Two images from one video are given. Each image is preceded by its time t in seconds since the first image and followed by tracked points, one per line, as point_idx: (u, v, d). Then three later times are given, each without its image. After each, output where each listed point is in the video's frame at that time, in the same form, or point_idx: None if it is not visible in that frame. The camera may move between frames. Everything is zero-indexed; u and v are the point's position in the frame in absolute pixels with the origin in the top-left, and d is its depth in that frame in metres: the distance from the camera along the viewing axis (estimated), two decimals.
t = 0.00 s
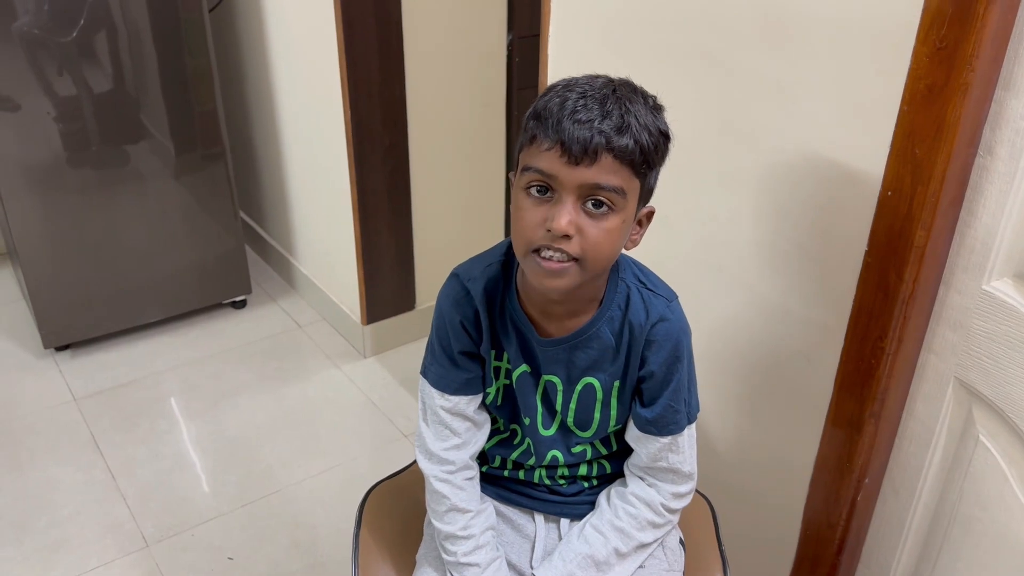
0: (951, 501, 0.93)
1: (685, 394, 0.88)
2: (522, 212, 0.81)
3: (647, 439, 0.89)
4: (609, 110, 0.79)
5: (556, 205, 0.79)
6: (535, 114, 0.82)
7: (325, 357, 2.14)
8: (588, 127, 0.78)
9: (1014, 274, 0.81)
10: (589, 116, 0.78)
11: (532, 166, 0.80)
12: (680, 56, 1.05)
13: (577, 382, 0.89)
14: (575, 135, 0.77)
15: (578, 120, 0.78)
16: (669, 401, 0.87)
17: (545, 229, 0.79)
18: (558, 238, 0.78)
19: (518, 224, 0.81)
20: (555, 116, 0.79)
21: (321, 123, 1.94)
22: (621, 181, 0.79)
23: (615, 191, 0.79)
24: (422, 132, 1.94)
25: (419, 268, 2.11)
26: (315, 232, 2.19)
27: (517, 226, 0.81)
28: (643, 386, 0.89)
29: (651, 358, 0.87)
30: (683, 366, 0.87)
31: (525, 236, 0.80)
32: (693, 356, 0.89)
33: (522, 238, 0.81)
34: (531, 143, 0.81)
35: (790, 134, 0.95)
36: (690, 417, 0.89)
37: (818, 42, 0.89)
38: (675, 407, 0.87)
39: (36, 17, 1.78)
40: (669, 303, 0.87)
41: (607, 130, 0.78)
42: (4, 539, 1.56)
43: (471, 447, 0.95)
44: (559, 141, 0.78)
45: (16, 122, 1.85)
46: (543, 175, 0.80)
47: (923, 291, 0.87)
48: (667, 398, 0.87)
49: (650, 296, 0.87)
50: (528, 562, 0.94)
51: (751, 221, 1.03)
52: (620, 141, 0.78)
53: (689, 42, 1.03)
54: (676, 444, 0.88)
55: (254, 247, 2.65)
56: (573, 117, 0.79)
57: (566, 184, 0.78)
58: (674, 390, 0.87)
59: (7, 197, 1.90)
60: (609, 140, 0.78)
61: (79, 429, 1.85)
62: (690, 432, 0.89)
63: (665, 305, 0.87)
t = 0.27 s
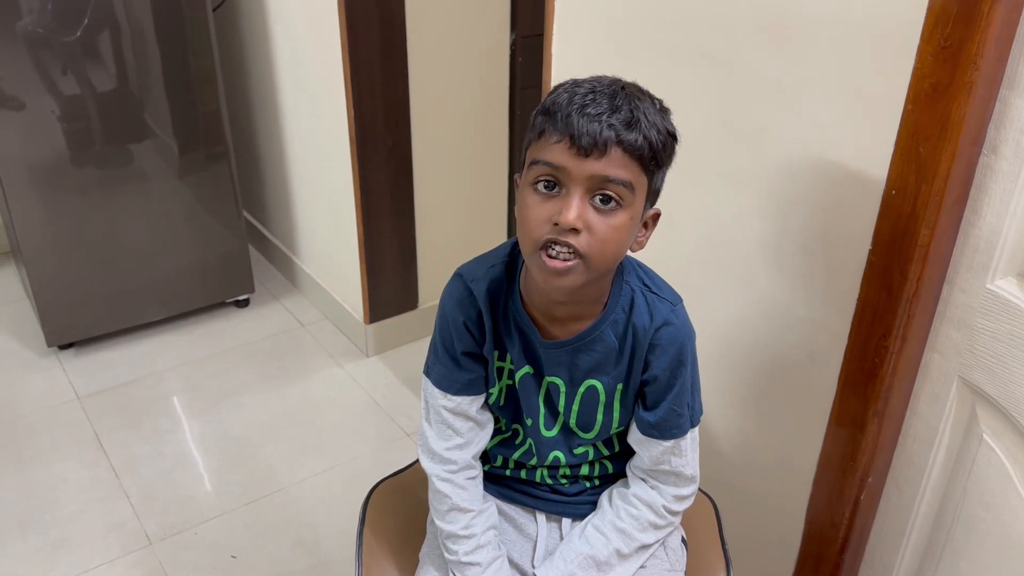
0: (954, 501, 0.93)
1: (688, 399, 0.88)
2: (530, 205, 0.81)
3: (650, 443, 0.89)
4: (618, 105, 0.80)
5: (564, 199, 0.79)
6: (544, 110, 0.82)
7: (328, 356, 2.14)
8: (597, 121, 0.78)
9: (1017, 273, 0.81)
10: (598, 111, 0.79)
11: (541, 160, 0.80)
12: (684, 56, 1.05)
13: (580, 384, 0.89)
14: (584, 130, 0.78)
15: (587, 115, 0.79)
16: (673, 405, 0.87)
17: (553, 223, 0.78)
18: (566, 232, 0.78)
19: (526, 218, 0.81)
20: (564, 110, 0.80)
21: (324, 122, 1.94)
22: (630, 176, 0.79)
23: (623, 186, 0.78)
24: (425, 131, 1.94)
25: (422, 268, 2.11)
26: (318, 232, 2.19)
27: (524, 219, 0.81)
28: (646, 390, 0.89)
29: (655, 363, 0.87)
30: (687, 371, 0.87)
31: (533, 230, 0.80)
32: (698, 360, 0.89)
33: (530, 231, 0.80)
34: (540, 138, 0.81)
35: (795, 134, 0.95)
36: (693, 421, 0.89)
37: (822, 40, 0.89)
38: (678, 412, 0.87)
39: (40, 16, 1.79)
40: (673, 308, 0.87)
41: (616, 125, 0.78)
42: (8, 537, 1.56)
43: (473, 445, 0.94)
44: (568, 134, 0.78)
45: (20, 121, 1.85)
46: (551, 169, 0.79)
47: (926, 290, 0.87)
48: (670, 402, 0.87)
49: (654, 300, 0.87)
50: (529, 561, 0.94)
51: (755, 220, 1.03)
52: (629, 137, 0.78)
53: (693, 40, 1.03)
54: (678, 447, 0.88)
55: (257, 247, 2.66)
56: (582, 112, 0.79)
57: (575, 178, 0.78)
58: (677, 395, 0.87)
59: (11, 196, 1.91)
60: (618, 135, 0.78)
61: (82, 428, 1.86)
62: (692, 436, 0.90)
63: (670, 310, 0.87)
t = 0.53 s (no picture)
0: (953, 500, 0.94)
1: (692, 400, 0.88)
2: (533, 205, 0.80)
3: (652, 444, 0.90)
4: (620, 104, 0.80)
5: (567, 198, 0.79)
6: (547, 110, 0.83)
7: (328, 356, 2.15)
8: (599, 120, 0.78)
9: (1017, 272, 0.81)
10: (600, 110, 0.79)
11: (543, 159, 0.80)
12: (685, 56, 1.05)
13: (583, 385, 0.90)
14: (587, 129, 0.78)
15: (590, 114, 0.79)
16: (676, 406, 0.87)
17: (555, 223, 0.78)
18: (568, 232, 0.77)
19: (528, 218, 0.80)
20: (567, 110, 0.80)
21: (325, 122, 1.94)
22: (632, 175, 0.79)
23: (625, 185, 0.78)
24: (426, 131, 1.94)
25: (422, 267, 2.11)
26: (319, 231, 2.19)
27: (527, 219, 0.81)
28: (649, 391, 0.89)
29: (659, 364, 0.87)
30: (691, 372, 0.87)
31: (535, 229, 0.79)
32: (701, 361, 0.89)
33: (532, 231, 0.79)
34: (542, 138, 0.82)
35: (796, 134, 0.95)
36: (696, 422, 0.89)
37: (823, 40, 0.89)
38: (681, 413, 0.87)
39: (41, 15, 1.79)
40: (677, 310, 0.87)
41: (619, 124, 0.78)
42: (9, 535, 1.57)
43: (475, 447, 0.95)
44: (571, 133, 0.79)
45: (21, 120, 1.86)
46: (554, 168, 0.80)
47: (926, 289, 0.87)
48: (673, 402, 0.88)
49: (657, 302, 0.88)
50: (530, 561, 0.94)
51: (756, 220, 1.03)
52: (631, 136, 0.79)
53: (694, 40, 1.03)
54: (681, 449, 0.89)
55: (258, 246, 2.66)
56: (585, 112, 0.80)
57: (577, 176, 0.78)
58: (680, 396, 0.87)
59: (12, 194, 1.91)
60: (621, 134, 0.78)
61: (83, 426, 1.86)
62: (695, 437, 0.90)
63: (674, 312, 0.87)
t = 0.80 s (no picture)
0: (951, 498, 0.94)
1: (691, 397, 0.88)
2: (529, 196, 0.81)
3: (652, 441, 0.90)
4: (614, 97, 0.80)
5: (562, 190, 0.79)
6: (542, 104, 0.83)
7: (329, 354, 2.15)
8: (593, 113, 0.79)
9: (1015, 269, 0.81)
10: (594, 103, 0.80)
11: (539, 151, 0.81)
12: (684, 54, 1.05)
13: (582, 382, 0.90)
14: (581, 121, 0.78)
15: (584, 106, 0.79)
16: (676, 403, 0.88)
17: (550, 214, 0.78)
18: (563, 223, 0.78)
19: (525, 209, 0.81)
20: (561, 103, 0.81)
21: (325, 121, 1.95)
22: (627, 166, 0.79)
23: (620, 176, 0.78)
24: (426, 129, 1.94)
25: (423, 266, 2.12)
26: (320, 230, 2.20)
27: (524, 211, 0.81)
28: (649, 388, 0.89)
29: (659, 361, 0.87)
30: (691, 369, 0.88)
31: (532, 221, 0.80)
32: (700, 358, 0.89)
33: (529, 222, 0.80)
34: (538, 131, 0.82)
35: (795, 132, 0.95)
36: (695, 419, 0.89)
37: (822, 38, 0.89)
38: (680, 411, 0.88)
39: (42, 13, 1.79)
40: (677, 307, 0.88)
41: (613, 116, 0.79)
42: (9, 533, 1.57)
43: (473, 444, 0.95)
44: (565, 125, 0.79)
45: (22, 118, 1.86)
46: (550, 160, 0.80)
47: (924, 286, 0.87)
48: (672, 399, 0.88)
49: (657, 299, 0.88)
50: (529, 559, 0.94)
51: (755, 218, 1.03)
52: (625, 128, 0.79)
53: (693, 38, 1.03)
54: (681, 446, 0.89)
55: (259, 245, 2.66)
56: (579, 104, 0.80)
57: (572, 168, 0.79)
58: (679, 393, 0.88)
59: (13, 193, 1.91)
60: (615, 126, 0.78)
61: (83, 424, 1.86)
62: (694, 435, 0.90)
63: (674, 309, 0.87)
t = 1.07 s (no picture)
0: (950, 497, 0.94)
1: (690, 395, 0.88)
2: (517, 189, 0.81)
3: (652, 439, 0.90)
4: (597, 88, 0.81)
5: (549, 181, 0.79)
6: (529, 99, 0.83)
7: (329, 354, 2.15)
8: (575, 103, 0.79)
9: (1014, 268, 0.81)
10: (577, 93, 0.80)
11: (526, 145, 0.81)
12: (684, 54, 1.05)
13: (581, 379, 0.90)
14: (564, 112, 0.79)
15: (567, 98, 0.80)
16: (675, 400, 0.88)
17: (538, 206, 0.78)
18: (552, 214, 0.78)
19: (514, 203, 0.81)
20: (545, 96, 0.81)
21: (325, 120, 1.95)
22: (613, 155, 0.79)
23: (607, 165, 0.79)
24: (426, 129, 1.94)
25: (423, 265, 2.12)
26: (319, 229, 2.20)
27: (513, 204, 0.82)
28: (648, 385, 0.89)
29: (658, 358, 0.87)
30: (690, 367, 0.88)
31: (520, 213, 0.80)
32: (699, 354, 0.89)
33: (517, 215, 0.80)
34: (525, 126, 0.83)
35: (794, 132, 0.95)
36: (694, 416, 0.90)
37: (821, 38, 0.89)
38: (679, 408, 0.88)
39: (42, 12, 1.79)
40: (676, 305, 0.88)
41: (596, 106, 0.79)
42: (8, 532, 1.57)
43: (472, 442, 0.95)
44: (549, 118, 0.79)
45: (23, 117, 1.86)
46: (537, 153, 0.80)
47: (923, 284, 0.87)
48: (671, 397, 0.88)
49: (655, 295, 0.88)
50: (529, 557, 0.94)
51: (755, 217, 1.03)
52: (609, 117, 0.79)
53: (692, 38, 1.03)
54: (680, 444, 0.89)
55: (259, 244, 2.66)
56: (562, 96, 0.80)
57: (558, 159, 0.79)
58: (678, 390, 0.88)
59: (13, 192, 1.91)
60: (598, 116, 0.78)
61: (83, 423, 1.86)
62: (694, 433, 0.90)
63: (673, 306, 0.87)
